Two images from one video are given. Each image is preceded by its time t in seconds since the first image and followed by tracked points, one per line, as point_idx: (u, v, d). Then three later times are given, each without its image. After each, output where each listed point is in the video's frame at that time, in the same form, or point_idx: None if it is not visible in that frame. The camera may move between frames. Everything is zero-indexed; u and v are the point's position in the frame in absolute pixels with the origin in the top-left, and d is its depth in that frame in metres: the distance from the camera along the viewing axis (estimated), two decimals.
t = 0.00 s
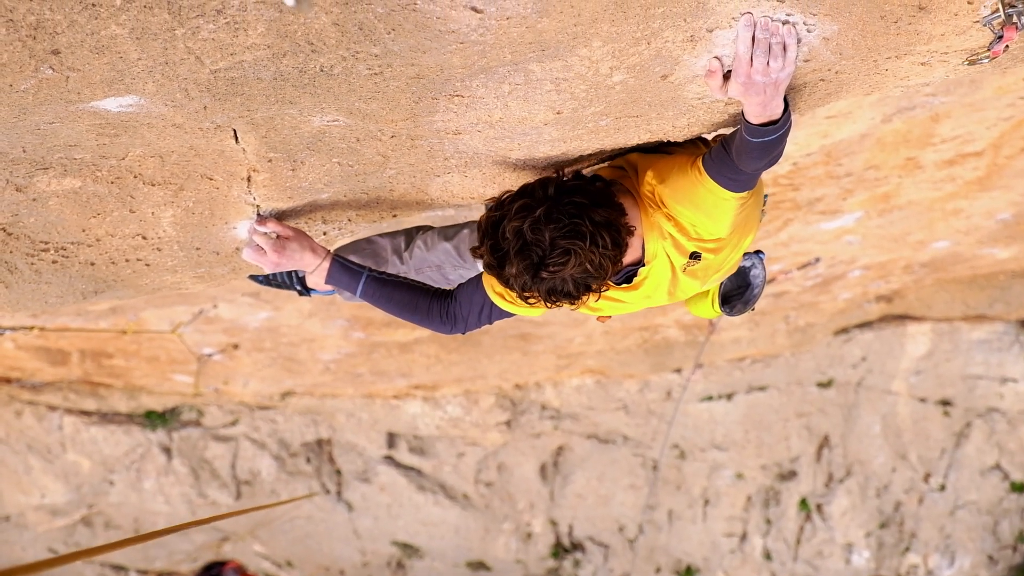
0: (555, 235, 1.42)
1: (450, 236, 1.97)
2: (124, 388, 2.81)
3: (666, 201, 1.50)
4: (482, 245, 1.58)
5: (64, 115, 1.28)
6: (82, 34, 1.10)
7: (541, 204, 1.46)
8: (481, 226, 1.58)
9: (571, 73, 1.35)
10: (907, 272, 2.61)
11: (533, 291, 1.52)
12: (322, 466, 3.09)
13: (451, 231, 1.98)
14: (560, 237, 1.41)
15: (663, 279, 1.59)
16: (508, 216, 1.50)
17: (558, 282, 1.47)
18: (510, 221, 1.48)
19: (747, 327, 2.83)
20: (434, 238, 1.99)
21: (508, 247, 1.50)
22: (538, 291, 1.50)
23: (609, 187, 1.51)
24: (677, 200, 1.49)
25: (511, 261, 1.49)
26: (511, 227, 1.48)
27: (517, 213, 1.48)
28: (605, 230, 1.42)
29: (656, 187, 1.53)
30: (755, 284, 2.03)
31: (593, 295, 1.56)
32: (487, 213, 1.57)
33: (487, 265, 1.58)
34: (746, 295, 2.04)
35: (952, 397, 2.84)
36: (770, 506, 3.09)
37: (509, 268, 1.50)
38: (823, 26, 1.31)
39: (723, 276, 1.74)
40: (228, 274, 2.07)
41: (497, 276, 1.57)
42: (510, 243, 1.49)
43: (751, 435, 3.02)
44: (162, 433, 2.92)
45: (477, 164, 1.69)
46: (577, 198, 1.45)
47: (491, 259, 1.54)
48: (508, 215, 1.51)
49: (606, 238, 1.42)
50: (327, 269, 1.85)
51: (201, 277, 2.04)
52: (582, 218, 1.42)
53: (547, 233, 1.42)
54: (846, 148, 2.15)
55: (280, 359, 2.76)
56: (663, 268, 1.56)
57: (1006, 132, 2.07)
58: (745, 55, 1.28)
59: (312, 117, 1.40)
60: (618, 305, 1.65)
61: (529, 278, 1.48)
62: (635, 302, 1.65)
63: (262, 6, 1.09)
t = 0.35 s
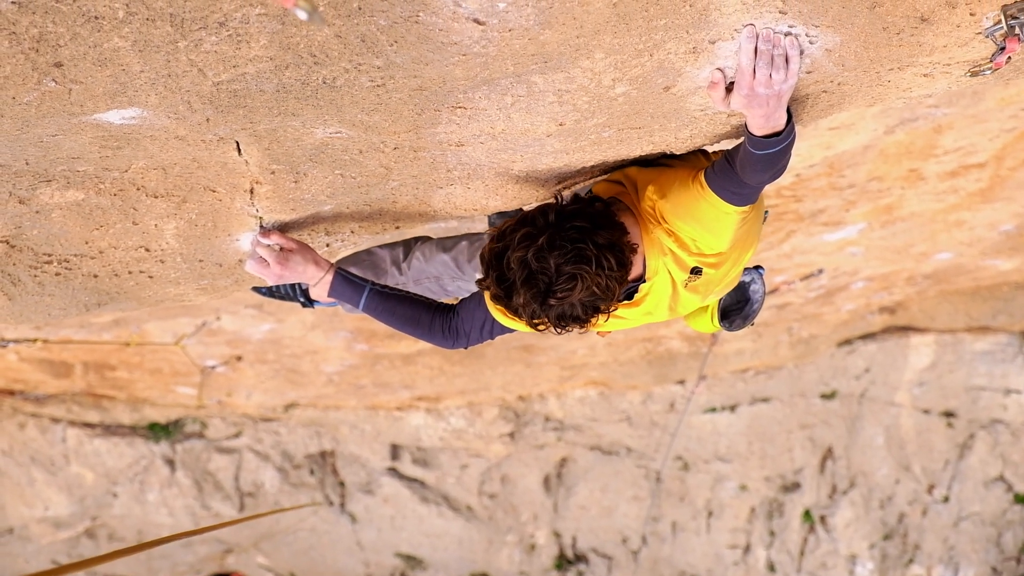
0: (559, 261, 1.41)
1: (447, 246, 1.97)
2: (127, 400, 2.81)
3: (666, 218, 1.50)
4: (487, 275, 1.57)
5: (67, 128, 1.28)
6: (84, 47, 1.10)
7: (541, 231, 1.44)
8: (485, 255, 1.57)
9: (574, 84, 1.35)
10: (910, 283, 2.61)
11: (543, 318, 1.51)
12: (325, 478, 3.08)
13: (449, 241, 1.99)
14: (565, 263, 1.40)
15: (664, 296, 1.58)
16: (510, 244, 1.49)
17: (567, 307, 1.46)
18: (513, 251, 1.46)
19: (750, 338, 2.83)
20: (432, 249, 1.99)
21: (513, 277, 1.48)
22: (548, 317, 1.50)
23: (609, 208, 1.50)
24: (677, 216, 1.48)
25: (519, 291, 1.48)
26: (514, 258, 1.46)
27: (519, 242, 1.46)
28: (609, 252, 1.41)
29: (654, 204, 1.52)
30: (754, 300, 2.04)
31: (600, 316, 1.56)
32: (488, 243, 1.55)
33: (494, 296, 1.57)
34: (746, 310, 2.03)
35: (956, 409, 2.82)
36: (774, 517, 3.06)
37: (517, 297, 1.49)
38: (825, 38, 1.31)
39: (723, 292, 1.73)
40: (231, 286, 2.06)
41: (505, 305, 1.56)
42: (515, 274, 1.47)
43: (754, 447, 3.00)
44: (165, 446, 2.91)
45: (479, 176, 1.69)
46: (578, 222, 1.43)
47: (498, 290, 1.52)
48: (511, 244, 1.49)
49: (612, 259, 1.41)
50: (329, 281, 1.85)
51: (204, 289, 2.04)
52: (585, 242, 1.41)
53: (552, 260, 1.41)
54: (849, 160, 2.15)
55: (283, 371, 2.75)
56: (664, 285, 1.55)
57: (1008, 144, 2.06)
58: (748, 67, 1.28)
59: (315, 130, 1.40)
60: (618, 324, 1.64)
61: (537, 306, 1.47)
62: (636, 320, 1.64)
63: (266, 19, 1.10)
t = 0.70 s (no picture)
0: (578, 293, 1.38)
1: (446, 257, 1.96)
2: (129, 406, 2.81)
3: (673, 235, 1.49)
4: (501, 310, 1.54)
5: (69, 135, 1.28)
6: (86, 53, 1.10)
7: (556, 264, 1.42)
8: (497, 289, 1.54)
9: (575, 91, 1.35)
10: (912, 290, 2.60)
11: (564, 350, 1.49)
12: (327, 484, 3.07)
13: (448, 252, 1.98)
14: (584, 294, 1.38)
15: (677, 313, 1.57)
16: (525, 278, 1.46)
17: (588, 336, 1.44)
18: (530, 286, 1.44)
19: (752, 345, 2.83)
20: (431, 258, 1.99)
21: (532, 312, 1.46)
22: (569, 348, 1.48)
23: (619, 233, 1.47)
24: (686, 233, 1.48)
25: (539, 326, 1.45)
26: (532, 293, 1.43)
27: (535, 276, 1.43)
28: (625, 278, 1.40)
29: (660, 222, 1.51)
30: (754, 307, 2.02)
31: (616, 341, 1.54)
32: (501, 278, 1.52)
33: (512, 331, 1.54)
34: (746, 317, 2.02)
35: (958, 415, 2.80)
36: (775, 524, 3.04)
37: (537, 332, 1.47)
38: (827, 45, 1.31)
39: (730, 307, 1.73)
40: (234, 293, 2.06)
41: (524, 340, 1.53)
42: (534, 309, 1.45)
43: (756, 454, 3.00)
44: (168, 453, 2.90)
45: (481, 183, 1.69)
46: (591, 251, 1.41)
47: (517, 326, 1.50)
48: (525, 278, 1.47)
49: (628, 285, 1.40)
50: (331, 289, 1.86)
51: (206, 296, 2.04)
52: (601, 271, 1.39)
53: (570, 292, 1.38)
54: (851, 166, 2.15)
55: (285, 378, 2.75)
56: (676, 303, 1.54)
57: (1011, 150, 2.05)
58: (751, 74, 1.28)
59: (317, 136, 1.40)
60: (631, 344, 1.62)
61: (558, 338, 1.45)
62: (649, 340, 1.62)
63: (267, 27, 1.10)
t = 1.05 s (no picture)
0: (591, 287, 1.39)
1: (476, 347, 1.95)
2: (132, 416, 2.80)
3: (682, 239, 1.50)
4: (512, 306, 1.54)
5: (70, 145, 1.28)
6: (88, 63, 1.10)
7: (568, 258, 1.42)
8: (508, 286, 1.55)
9: (577, 99, 1.35)
10: (914, 298, 2.60)
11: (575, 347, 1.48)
12: (330, 494, 3.05)
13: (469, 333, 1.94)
14: (596, 288, 1.38)
15: (686, 316, 1.56)
16: (537, 274, 1.47)
17: (598, 333, 1.44)
18: (542, 279, 1.44)
19: (754, 354, 2.80)
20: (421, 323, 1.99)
21: (543, 307, 1.46)
22: (578, 345, 1.47)
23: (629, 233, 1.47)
24: (694, 236, 1.48)
25: (551, 321, 1.45)
26: (544, 287, 1.44)
27: (547, 270, 1.44)
28: (637, 275, 1.40)
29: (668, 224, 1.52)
30: (756, 309, 1.99)
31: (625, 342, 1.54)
32: (512, 274, 1.53)
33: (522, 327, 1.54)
34: (748, 322, 1.99)
35: (961, 423, 2.81)
36: (779, 532, 3.04)
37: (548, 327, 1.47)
38: (829, 52, 1.31)
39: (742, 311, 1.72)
40: (235, 302, 2.06)
41: (534, 337, 1.53)
42: (546, 303, 1.45)
43: (759, 462, 2.99)
44: (170, 462, 2.89)
45: (483, 192, 1.69)
46: (604, 247, 1.42)
47: (527, 321, 1.50)
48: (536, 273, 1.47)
49: (640, 282, 1.40)
50: (331, 297, 1.84)
51: (208, 305, 2.03)
52: (614, 267, 1.39)
53: (582, 286, 1.39)
54: (853, 174, 2.14)
55: (287, 388, 2.75)
56: (686, 306, 1.54)
57: (1013, 157, 2.05)
58: (752, 82, 1.29)
59: (318, 145, 1.40)
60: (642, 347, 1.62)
61: (568, 333, 1.44)
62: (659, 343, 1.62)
63: (268, 35, 1.10)
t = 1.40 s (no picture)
0: (601, 274, 1.41)
1: (526, 400, 2.04)
2: (133, 426, 2.80)
3: (684, 248, 1.50)
4: (515, 287, 1.55)
5: (72, 154, 1.28)
6: (89, 73, 1.11)
7: (582, 243, 1.45)
8: (513, 269, 1.56)
9: (579, 108, 1.35)
10: (916, 306, 2.59)
11: (574, 333, 1.48)
12: (331, 503, 3.03)
13: (516, 385, 2.03)
14: (605, 274, 1.40)
15: (686, 324, 1.56)
16: (546, 256, 1.49)
17: (599, 323, 1.45)
18: (551, 261, 1.46)
19: (756, 362, 2.80)
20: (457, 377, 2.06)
21: (549, 288, 1.47)
22: (578, 334, 1.48)
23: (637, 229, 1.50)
24: (696, 245, 1.49)
25: (555, 303, 1.46)
26: (553, 268, 1.45)
27: (558, 252, 1.46)
28: (646, 269, 1.43)
29: (670, 231, 1.52)
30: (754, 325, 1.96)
31: (621, 339, 1.54)
32: (520, 256, 1.54)
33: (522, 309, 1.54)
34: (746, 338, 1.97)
35: (962, 431, 2.80)
36: (780, 541, 3.02)
37: (551, 309, 1.47)
38: (829, 61, 1.31)
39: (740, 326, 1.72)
40: (237, 311, 2.05)
41: (532, 319, 1.53)
42: (552, 284, 1.46)
43: (760, 470, 2.98)
44: (172, 471, 2.88)
45: (483, 201, 1.69)
46: (616, 238, 1.45)
47: (529, 301, 1.50)
48: (546, 257, 1.49)
49: (648, 276, 1.43)
50: (333, 302, 1.86)
51: (210, 314, 2.03)
52: (624, 256, 1.42)
53: (591, 271, 1.40)
54: (854, 183, 2.13)
55: (289, 397, 2.74)
56: (686, 313, 1.54)
57: (1014, 166, 2.05)
58: (753, 90, 1.29)
59: (319, 155, 1.40)
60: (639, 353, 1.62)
61: (570, 319, 1.45)
62: (655, 350, 1.62)
63: (270, 44, 1.10)
